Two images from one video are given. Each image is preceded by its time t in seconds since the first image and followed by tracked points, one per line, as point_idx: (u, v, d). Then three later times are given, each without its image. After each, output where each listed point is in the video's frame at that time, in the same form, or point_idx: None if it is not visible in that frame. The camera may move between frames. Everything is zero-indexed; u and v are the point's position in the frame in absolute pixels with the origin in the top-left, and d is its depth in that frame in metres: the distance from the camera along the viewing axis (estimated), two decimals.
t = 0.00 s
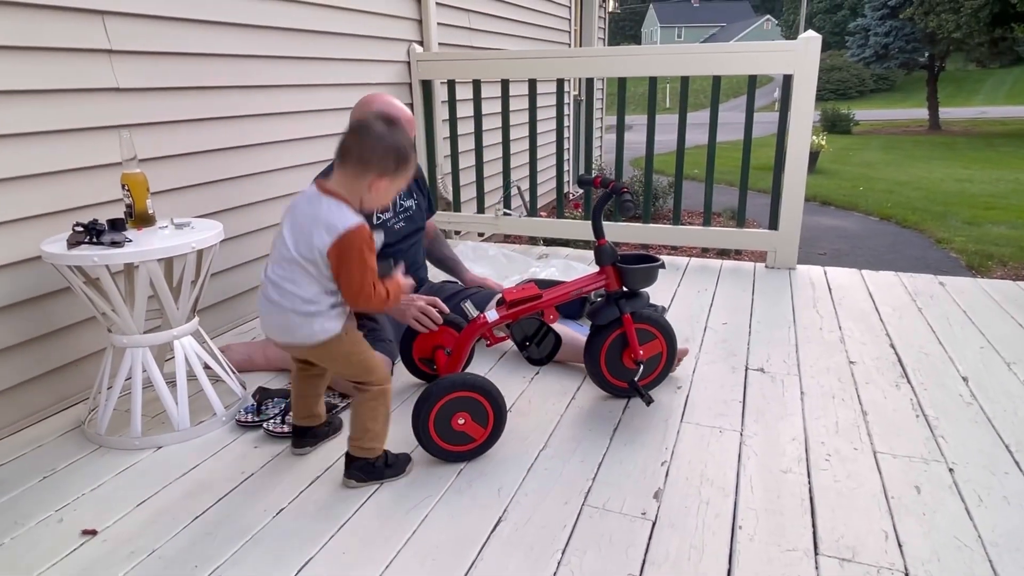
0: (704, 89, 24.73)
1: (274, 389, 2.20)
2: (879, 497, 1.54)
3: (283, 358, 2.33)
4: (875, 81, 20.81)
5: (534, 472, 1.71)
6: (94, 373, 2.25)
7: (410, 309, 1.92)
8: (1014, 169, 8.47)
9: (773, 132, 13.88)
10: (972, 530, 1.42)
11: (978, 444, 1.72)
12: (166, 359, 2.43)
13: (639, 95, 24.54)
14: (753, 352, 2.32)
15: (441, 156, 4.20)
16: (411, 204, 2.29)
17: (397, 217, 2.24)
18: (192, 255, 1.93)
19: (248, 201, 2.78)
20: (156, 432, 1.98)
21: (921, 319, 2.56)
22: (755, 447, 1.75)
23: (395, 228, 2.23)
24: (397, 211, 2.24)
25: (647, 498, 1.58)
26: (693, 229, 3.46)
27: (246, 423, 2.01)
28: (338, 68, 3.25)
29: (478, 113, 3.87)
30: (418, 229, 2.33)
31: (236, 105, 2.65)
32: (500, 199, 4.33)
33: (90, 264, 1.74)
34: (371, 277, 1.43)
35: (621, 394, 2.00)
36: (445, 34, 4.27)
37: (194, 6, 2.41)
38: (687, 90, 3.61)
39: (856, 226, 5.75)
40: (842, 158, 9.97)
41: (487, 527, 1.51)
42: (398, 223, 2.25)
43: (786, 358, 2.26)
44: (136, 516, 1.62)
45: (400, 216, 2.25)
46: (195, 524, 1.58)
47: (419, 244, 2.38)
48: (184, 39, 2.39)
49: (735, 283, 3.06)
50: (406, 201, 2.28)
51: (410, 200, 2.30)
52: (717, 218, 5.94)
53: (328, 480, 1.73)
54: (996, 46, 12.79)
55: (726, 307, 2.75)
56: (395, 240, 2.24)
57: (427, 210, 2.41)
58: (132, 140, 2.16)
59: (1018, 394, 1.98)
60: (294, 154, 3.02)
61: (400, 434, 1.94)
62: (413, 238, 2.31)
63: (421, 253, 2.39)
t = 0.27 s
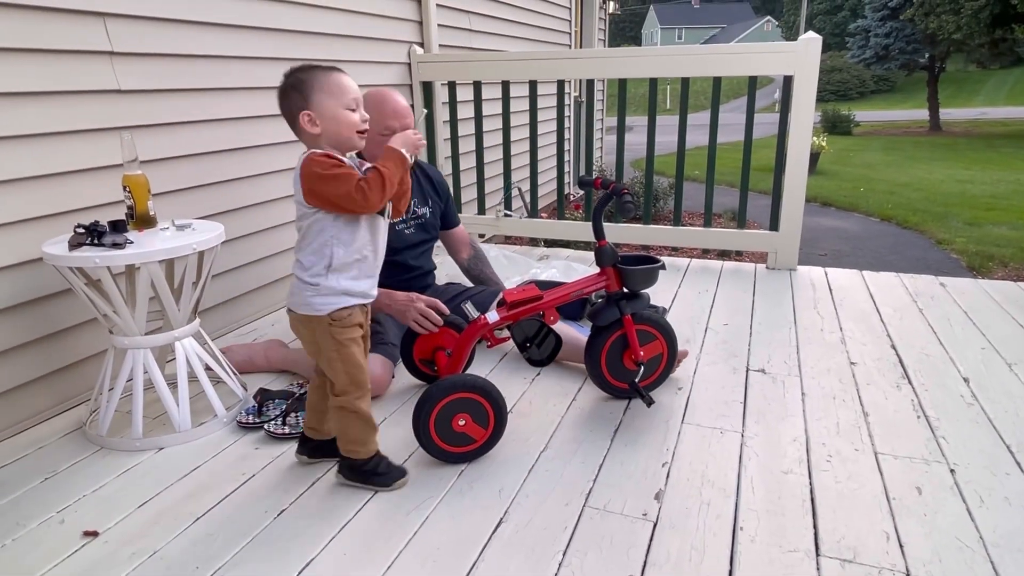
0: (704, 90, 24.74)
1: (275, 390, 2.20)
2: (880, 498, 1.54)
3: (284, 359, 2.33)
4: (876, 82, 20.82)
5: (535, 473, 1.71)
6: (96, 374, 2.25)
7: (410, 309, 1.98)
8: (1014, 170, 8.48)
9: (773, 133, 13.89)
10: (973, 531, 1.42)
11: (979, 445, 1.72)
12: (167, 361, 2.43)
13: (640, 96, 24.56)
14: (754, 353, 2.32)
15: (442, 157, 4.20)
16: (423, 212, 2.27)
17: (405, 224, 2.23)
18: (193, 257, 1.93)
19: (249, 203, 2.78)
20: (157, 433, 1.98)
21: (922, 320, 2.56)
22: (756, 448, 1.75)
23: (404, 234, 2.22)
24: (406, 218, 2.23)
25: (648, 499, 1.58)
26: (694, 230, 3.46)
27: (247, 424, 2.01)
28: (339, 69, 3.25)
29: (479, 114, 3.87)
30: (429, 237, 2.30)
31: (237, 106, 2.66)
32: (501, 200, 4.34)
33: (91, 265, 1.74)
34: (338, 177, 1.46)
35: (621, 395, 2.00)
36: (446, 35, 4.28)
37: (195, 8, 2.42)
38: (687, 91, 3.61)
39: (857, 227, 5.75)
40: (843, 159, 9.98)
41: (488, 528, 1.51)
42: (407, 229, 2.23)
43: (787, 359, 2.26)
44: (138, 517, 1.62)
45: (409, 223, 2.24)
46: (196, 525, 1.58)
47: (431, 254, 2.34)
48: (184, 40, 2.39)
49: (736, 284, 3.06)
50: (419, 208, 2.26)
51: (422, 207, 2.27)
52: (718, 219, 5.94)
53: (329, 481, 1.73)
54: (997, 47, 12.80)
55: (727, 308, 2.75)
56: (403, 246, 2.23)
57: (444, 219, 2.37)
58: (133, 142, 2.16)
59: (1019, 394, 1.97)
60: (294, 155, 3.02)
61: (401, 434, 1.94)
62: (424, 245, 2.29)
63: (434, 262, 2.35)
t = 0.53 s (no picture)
0: (704, 91, 24.76)
1: (274, 391, 2.20)
2: (880, 498, 1.54)
3: (284, 360, 2.33)
4: (875, 83, 20.83)
5: (535, 474, 1.71)
6: (96, 375, 2.25)
7: (410, 308, 1.98)
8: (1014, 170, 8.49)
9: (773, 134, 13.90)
10: (973, 532, 1.42)
11: (979, 446, 1.73)
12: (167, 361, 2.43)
13: (639, 97, 24.58)
14: (754, 354, 2.32)
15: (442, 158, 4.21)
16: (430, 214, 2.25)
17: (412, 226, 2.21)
18: (193, 257, 1.93)
19: (250, 203, 2.78)
20: (157, 433, 1.98)
21: (922, 321, 2.56)
22: (755, 449, 1.75)
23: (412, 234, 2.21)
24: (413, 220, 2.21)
25: (648, 499, 1.58)
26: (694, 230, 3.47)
27: (247, 424, 2.01)
28: (339, 70, 3.25)
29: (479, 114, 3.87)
30: (437, 239, 2.29)
31: (237, 107, 2.66)
32: (501, 201, 4.34)
33: (91, 266, 1.74)
34: (314, 195, 1.52)
35: (620, 395, 2.00)
36: (446, 35, 4.28)
37: (196, 8, 2.42)
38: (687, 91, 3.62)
39: (857, 228, 5.75)
40: (843, 159, 9.98)
41: (488, 528, 1.51)
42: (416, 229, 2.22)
43: (787, 359, 2.26)
44: (138, 517, 1.62)
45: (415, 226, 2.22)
46: (196, 525, 1.59)
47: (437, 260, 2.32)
48: (185, 41, 2.40)
49: (736, 285, 3.06)
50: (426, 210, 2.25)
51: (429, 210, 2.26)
52: (717, 220, 5.95)
53: (329, 481, 1.73)
54: (997, 48, 12.80)
55: (726, 308, 2.75)
56: (410, 247, 2.21)
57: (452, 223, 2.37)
58: (134, 142, 2.17)
59: (1019, 395, 1.98)
60: (294, 156, 3.02)
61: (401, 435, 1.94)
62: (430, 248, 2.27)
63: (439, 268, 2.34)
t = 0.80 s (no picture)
0: (704, 92, 24.77)
1: (273, 391, 2.20)
2: (878, 500, 1.54)
3: (283, 360, 2.33)
4: (875, 84, 20.85)
5: (533, 475, 1.71)
6: (94, 375, 2.25)
7: (406, 309, 1.98)
8: (1014, 172, 8.49)
9: (773, 134, 13.91)
10: (971, 535, 1.41)
11: (977, 448, 1.72)
12: (166, 361, 2.43)
13: (640, 97, 24.56)
14: (753, 355, 2.32)
15: (441, 158, 4.21)
16: (423, 218, 2.25)
17: (404, 230, 2.21)
18: (191, 257, 1.93)
19: (248, 203, 2.78)
20: (155, 434, 1.98)
21: (921, 323, 2.56)
22: (754, 450, 1.75)
23: (401, 240, 2.22)
24: (406, 224, 2.21)
25: (646, 501, 1.58)
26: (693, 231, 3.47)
27: (245, 425, 2.01)
28: (339, 70, 3.25)
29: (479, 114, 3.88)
30: (429, 243, 2.29)
31: (236, 107, 2.66)
32: (500, 201, 4.34)
33: (89, 265, 1.74)
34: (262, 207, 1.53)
35: (619, 397, 2.00)
36: (446, 36, 4.28)
37: (195, 8, 2.42)
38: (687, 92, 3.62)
39: (857, 229, 5.75)
40: (843, 160, 9.99)
41: (485, 530, 1.51)
42: (405, 235, 2.22)
43: (786, 361, 2.26)
44: (135, 517, 1.62)
45: (408, 230, 2.22)
46: (193, 526, 1.58)
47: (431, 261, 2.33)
48: (185, 41, 2.39)
49: (735, 286, 3.06)
50: (419, 213, 2.25)
51: (423, 213, 2.25)
52: (717, 221, 5.95)
53: (326, 482, 1.73)
54: (998, 49, 12.81)
55: (725, 309, 2.75)
56: (399, 253, 2.22)
57: (444, 225, 2.36)
58: (133, 142, 2.16)
59: (1018, 397, 1.97)
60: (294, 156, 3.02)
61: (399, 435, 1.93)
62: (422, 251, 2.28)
63: (433, 271, 2.33)
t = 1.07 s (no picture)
0: (705, 93, 24.79)
1: (273, 390, 2.20)
2: (880, 502, 1.53)
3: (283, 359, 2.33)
4: (876, 87, 20.87)
5: (533, 475, 1.71)
6: (95, 373, 2.25)
7: (411, 302, 1.96)
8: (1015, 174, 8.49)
9: (774, 136, 13.91)
10: (973, 537, 1.41)
11: (978, 449, 1.72)
12: (166, 360, 2.43)
13: (641, 99, 24.57)
14: (754, 356, 2.31)
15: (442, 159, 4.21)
16: (422, 217, 2.25)
17: (405, 230, 2.21)
18: (192, 256, 1.93)
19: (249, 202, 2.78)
20: (155, 433, 1.97)
21: (922, 324, 2.56)
22: (754, 451, 1.75)
23: (401, 240, 2.21)
24: (405, 224, 2.21)
25: (647, 501, 1.58)
26: (694, 232, 3.46)
27: (245, 424, 2.01)
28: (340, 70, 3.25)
29: (480, 114, 3.88)
30: (428, 242, 2.30)
31: (237, 106, 2.66)
32: (501, 202, 4.34)
33: (90, 264, 1.74)
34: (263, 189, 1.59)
35: (619, 397, 2.00)
36: (448, 36, 4.28)
37: (197, 7, 2.42)
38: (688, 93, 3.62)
39: (858, 231, 5.75)
40: (844, 162, 9.99)
41: (486, 530, 1.51)
42: (405, 235, 2.22)
43: (787, 362, 2.26)
44: (135, 516, 1.62)
45: (409, 230, 2.22)
46: (193, 525, 1.58)
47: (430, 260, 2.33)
48: (187, 40, 2.39)
49: (736, 286, 3.06)
50: (418, 212, 2.24)
51: (421, 212, 2.25)
52: (718, 223, 5.95)
53: (327, 481, 1.72)
54: (999, 52, 12.82)
55: (726, 310, 2.75)
56: (399, 254, 2.22)
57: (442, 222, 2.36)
58: (134, 140, 2.16)
59: (1019, 399, 1.97)
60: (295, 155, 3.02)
61: (400, 435, 1.93)
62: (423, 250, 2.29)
63: (431, 269, 2.33)
